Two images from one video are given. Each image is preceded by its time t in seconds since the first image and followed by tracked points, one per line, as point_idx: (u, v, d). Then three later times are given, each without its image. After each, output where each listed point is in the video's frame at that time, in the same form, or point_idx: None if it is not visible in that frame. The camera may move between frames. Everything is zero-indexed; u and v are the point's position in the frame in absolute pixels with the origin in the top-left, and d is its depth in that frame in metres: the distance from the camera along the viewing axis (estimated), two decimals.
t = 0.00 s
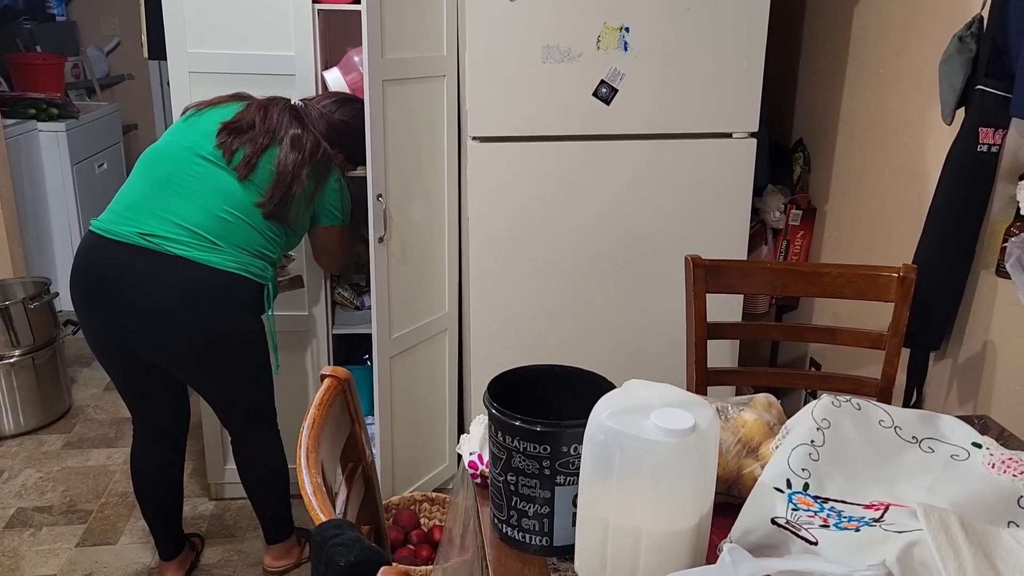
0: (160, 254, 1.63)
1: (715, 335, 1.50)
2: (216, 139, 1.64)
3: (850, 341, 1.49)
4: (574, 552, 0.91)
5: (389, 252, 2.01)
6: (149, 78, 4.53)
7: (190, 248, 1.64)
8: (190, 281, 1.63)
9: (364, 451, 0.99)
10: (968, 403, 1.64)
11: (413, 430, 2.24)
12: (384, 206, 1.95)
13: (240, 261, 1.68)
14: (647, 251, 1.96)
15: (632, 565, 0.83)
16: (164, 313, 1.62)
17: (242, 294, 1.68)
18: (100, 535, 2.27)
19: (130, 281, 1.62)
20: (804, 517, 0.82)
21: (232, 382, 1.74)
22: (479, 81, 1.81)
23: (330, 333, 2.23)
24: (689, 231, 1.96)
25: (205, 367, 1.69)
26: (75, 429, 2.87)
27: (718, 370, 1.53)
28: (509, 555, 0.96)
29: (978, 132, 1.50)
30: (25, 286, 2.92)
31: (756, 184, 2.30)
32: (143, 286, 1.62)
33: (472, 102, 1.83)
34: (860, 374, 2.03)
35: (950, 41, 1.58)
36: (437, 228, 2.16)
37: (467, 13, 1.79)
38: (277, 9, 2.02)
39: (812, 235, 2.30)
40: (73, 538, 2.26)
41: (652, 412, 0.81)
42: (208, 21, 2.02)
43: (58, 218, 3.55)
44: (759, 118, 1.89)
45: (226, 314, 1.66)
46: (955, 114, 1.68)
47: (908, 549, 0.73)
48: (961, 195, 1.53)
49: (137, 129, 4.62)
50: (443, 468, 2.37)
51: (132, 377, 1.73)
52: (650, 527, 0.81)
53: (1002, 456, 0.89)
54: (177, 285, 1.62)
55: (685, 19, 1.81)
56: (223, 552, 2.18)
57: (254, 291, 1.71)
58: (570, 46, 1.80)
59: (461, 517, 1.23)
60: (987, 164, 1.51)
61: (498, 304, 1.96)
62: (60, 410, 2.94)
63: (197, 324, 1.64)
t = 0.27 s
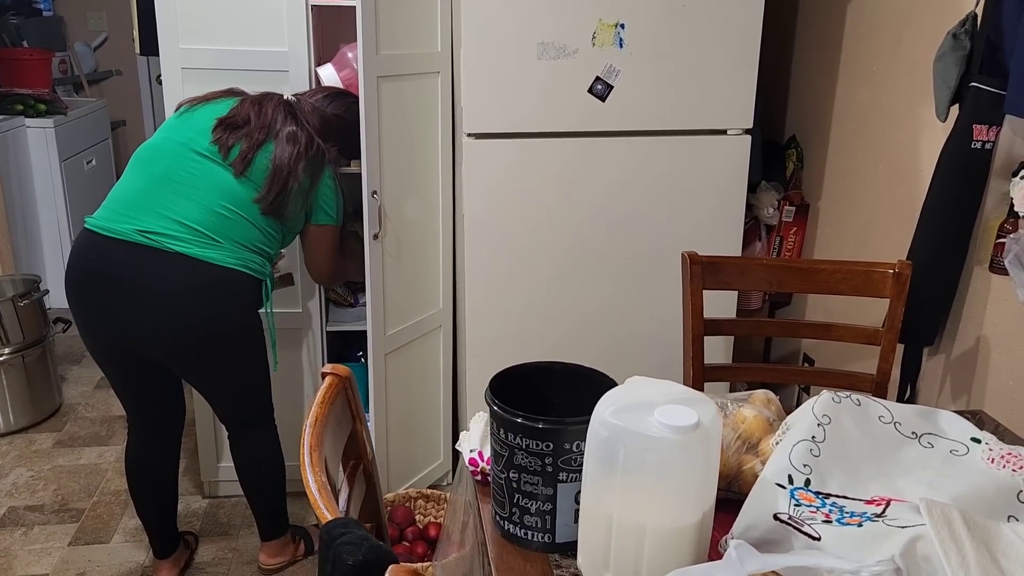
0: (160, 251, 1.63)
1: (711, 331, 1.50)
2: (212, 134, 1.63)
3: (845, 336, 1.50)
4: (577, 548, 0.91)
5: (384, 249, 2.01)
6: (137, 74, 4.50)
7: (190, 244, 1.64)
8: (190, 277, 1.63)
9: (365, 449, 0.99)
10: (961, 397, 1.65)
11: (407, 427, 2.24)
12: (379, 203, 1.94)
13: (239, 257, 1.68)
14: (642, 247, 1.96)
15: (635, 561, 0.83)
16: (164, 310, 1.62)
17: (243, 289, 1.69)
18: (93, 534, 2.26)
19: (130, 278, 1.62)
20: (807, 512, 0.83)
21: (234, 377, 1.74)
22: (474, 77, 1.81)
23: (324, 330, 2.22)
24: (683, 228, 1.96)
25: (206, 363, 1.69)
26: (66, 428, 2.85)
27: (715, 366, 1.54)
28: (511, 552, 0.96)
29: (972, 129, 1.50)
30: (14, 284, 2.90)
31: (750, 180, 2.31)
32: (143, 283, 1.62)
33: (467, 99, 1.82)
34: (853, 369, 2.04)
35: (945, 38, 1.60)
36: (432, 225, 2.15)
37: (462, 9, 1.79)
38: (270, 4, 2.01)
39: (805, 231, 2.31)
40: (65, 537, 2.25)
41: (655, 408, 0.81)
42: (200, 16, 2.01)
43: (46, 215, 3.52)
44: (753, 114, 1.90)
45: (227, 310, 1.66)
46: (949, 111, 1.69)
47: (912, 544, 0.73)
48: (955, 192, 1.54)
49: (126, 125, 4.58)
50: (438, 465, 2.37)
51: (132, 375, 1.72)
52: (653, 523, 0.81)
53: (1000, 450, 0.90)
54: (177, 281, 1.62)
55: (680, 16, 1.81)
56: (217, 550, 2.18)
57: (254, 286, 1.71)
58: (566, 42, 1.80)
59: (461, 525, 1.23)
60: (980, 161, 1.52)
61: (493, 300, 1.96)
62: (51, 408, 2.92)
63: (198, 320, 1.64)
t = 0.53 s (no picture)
0: (159, 249, 1.62)
1: (711, 327, 1.51)
2: (212, 131, 1.63)
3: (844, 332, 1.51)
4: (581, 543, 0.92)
5: (383, 246, 2.01)
6: (131, 70, 4.48)
7: (190, 242, 1.63)
8: (191, 275, 1.63)
9: (369, 445, 1.00)
10: (958, 393, 1.66)
11: (405, 423, 2.24)
12: (378, 200, 1.94)
13: (239, 255, 1.68)
14: (640, 244, 1.96)
15: (641, 557, 0.84)
16: (163, 307, 1.62)
17: (243, 287, 1.69)
18: (91, 531, 2.26)
19: (131, 275, 1.62)
20: (811, 507, 0.83)
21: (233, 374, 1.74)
22: (474, 73, 1.81)
23: (322, 326, 2.22)
24: (682, 224, 1.97)
25: (206, 359, 1.69)
26: (62, 425, 2.84)
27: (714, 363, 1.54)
28: (516, 547, 0.96)
29: (970, 126, 1.51)
30: (9, 281, 2.88)
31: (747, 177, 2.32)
32: (143, 280, 1.62)
33: (466, 95, 1.82)
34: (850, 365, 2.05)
35: (943, 35, 1.60)
36: (430, 222, 2.15)
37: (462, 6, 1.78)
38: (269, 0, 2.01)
39: (802, 227, 2.32)
40: (64, 534, 2.24)
41: (661, 404, 0.81)
42: (199, 12, 2.01)
43: (41, 211, 3.50)
44: (752, 111, 1.90)
45: (228, 307, 1.67)
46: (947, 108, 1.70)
47: (916, 538, 0.74)
48: (953, 188, 1.55)
49: (120, 121, 4.56)
50: (436, 461, 2.37)
51: (131, 371, 1.72)
52: (658, 519, 0.82)
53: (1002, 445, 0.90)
54: (177, 279, 1.62)
55: (679, 12, 1.81)
56: (216, 546, 2.18)
57: (254, 283, 1.71)
58: (565, 39, 1.80)
59: (462, 520, 1.23)
60: (978, 158, 1.53)
61: (492, 297, 1.97)
62: (47, 405, 2.91)
63: (199, 318, 1.64)
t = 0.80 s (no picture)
0: (156, 246, 1.62)
1: (708, 324, 1.51)
2: (208, 129, 1.62)
3: (840, 330, 1.51)
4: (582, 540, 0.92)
5: (379, 244, 2.00)
6: (123, 67, 4.46)
7: (186, 239, 1.63)
8: (187, 273, 1.63)
9: (368, 443, 1.01)
10: (953, 390, 1.67)
11: (401, 421, 2.24)
12: (374, 198, 1.94)
13: (236, 252, 1.67)
14: (636, 242, 1.97)
15: (642, 554, 0.84)
16: (160, 305, 1.61)
17: (239, 285, 1.69)
18: (86, 529, 2.25)
19: (127, 273, 1.61)
20: (811, 503, 0.84)
21: (229, 372, 1.74)
22: (470, 71, 1.81)
23: (318, 324, 2.22)
24: (678, 222, 1.97)
25: (202, 357, 1.68)
26: (56, 423, 2.83)
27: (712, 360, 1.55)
28: (516, 544, 0.96)
29: (966, 124, 1.52)
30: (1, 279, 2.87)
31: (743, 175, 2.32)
32: (139, 278, 1.61)
33: (463, 93, 1.82)
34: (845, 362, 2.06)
35: (938, 34, 1.61)
36: (426, 220, 2.15)
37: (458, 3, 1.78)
38: None
39: (797, 226, 2.32)
40: (58, 533, 2.23)
41: (663, 401, 0.82)
42: (194, 8, 2.00)
43: (33, 209, 3.48)
44: (748, 109, 1.91)
45: (224, 305, 1.66)
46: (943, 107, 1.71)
47: (917, 535, 0.75)
48: (948, 186, 1.56)
49: (112, 119, 4.54)
50: (432, 459, 2.37)
51: (126, 370, 1.71)
52: (660, 516, 0.82)
53: (1000, 442, 0.91)
54: (173, 276, 1.62)
55: (676, 11, 1.81)
56: (211, 545, 2.17)
57: (250, 281, 1.71)
58: (562, 37, 1.80)
59: (462, 517, 1.22)
60: (973, 157, 1.53)
61: (488, 295, 1.97)
62: (40, 404, 2.89)
63: (195, 316, 1.64)
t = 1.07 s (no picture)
0: (150, 254, 1.62)
1: (703, 332, 1.52)
2: (203, 136, 1.63)
3: (835, 337, 1.52)
4: (582, 547, 0.92)
5: (375, 251, 2.01)
6: (117, 73, 4.45)
7: (181, 247, 1.63)
8: (181, 280, 1.62)
9: (367, 450, 1.01)
10: (945, 397, 1.68)
11: (396, 428, 2.23)
12: (370, 205, 1.95)
13: (230, 260, 1.67)
14: (631, 250, 1.97)
15: (642, 561, 0.85)
16: (155, 313, 1.61)
17: (234, 293, 1.68)
18: (79, 537, 2.24)
19: (121, 280, 1.61)
20: (809, 510, 0.84)
21: (223, 380, 1.73)
22: (466, 79, 1.81)
23: (313, 331, 2.22)
24: (672, 230, 1.98)
25: (195, 365, 1.68)
26: (48, 431, 2.82)
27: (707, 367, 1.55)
28: (515, 551, 0.96)
29: (958, 133, 1.54)
30: None
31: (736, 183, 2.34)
32: (133, 285, 1.61)
33: (459, 101, 1.83)
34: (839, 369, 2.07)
35: (931, 44, 1.63)
36: (421, 226, 2.15)
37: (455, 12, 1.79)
38: (261, 5, 2.01)
39: (790, 233, 2.34)
40: (51, 541, 2.22)
41: (663, 409, 0.82)
42: (190, 15, 2.00)
43: (25, 215, 3.47)
44: (742, 117, 1.92)
45: (218, 313, 1.66)
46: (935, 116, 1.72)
47: (914, 541, 0.76)
48: (941, 195, 1.57)
49: (105, 125, 4.53)
50: (427, 466, 2.37)
51: (120, 377, 1.71)
52: (660, 523, 0.82)
53: (995, 449, 0.92)
54: (168, 284, 1.62)
55: (671, 20, 1.83)
56: (205, 552, 2.16)
57: (244, 289, 1.71)
58: (557, 46, 1.81)
59: (458, 524, 1.21)
60: (965, 166, 1.55)
61: (483, 302, 1.97)
62: (32, 411, 2.88)
63: (189, 323, 1.63)
